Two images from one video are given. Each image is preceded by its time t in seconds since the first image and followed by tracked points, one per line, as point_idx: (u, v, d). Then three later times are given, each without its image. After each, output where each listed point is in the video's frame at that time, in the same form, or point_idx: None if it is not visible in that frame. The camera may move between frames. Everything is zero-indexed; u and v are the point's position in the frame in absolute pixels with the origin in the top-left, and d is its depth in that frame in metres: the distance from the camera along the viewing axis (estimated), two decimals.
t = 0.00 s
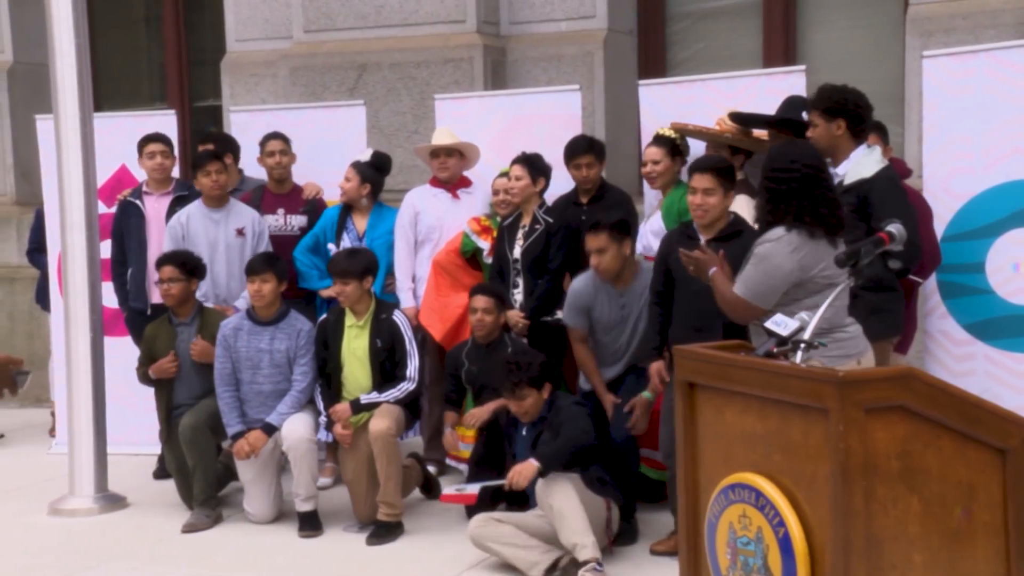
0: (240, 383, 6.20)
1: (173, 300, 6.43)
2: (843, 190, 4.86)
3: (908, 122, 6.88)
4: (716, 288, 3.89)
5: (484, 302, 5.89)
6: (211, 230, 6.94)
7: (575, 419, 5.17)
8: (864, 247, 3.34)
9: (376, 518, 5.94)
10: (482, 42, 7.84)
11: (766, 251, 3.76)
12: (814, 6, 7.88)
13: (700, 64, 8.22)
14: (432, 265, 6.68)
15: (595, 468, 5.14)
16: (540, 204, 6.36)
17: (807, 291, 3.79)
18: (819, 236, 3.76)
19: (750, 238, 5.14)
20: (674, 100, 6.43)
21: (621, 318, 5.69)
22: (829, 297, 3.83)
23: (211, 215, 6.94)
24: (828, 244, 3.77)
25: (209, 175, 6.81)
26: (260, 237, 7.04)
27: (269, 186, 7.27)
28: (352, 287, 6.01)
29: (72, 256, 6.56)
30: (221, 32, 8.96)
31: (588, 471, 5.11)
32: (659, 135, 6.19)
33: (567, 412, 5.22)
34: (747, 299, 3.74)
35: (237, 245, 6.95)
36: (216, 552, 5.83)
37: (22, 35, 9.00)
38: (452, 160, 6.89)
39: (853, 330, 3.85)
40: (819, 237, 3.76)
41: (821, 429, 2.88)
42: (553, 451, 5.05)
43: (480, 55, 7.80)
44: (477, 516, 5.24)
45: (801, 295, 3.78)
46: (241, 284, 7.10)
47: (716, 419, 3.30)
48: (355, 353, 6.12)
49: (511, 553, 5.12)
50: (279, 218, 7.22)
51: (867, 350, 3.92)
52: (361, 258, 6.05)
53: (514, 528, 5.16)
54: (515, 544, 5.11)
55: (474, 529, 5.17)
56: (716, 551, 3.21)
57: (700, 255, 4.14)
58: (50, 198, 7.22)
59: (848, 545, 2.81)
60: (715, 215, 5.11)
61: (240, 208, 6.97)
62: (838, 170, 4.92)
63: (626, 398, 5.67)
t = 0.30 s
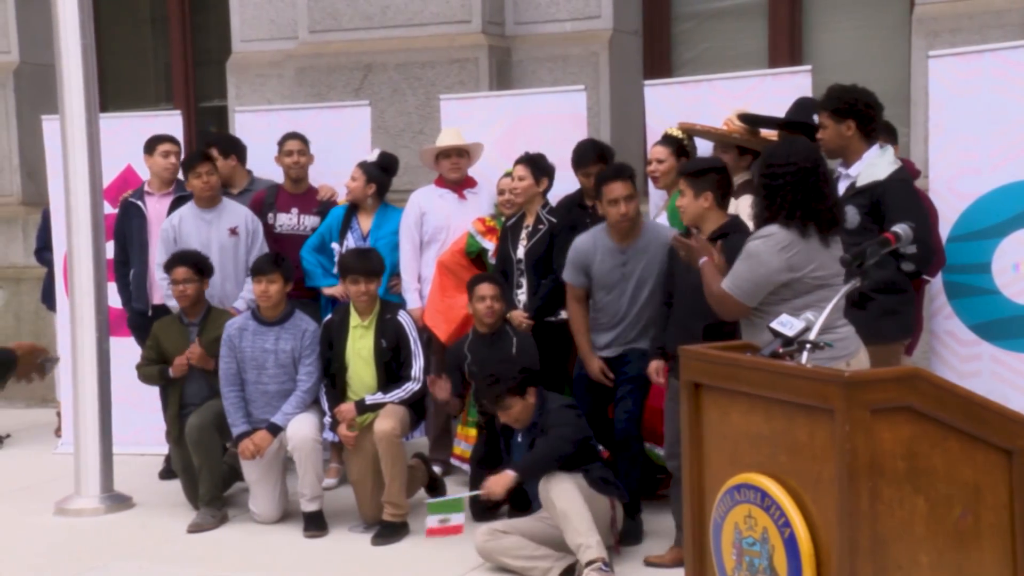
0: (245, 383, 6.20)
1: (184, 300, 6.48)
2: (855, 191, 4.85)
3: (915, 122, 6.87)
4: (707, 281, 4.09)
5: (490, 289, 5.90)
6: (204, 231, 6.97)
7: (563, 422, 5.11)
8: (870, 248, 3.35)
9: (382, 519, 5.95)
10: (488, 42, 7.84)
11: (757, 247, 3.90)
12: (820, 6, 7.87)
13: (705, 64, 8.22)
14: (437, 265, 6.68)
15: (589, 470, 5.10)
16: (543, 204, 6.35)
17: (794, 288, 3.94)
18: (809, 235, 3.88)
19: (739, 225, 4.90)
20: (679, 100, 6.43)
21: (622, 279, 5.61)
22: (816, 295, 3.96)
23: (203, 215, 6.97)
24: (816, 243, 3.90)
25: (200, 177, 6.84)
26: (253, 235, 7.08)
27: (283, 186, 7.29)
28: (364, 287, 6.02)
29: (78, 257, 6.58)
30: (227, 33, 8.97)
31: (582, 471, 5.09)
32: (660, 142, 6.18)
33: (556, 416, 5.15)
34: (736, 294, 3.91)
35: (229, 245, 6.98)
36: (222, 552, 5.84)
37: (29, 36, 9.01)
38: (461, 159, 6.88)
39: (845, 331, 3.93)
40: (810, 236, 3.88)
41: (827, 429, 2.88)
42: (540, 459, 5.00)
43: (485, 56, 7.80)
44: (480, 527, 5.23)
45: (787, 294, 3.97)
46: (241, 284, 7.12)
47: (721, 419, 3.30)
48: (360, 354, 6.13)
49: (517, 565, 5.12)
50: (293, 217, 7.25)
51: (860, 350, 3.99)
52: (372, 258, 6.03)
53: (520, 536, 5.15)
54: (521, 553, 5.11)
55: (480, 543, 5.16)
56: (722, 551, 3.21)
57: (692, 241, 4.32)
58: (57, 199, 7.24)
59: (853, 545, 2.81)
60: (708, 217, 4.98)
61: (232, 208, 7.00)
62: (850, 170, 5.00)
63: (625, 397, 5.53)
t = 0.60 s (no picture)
0: (248, 385, 6.20)
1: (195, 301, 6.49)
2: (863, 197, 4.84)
3: (918, 123, 6.86)
4: (711, 276, 4.08)
5: (486, 275, 5.91)
6: (192, 233, 6.96)
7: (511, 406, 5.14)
8: (875, 248, 3.35)
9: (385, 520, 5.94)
10: (491, 43, 7.84)
11: (764, 246, 3.88)
12: (824, 7, 7.87)
13: (708, 65, 8.22)
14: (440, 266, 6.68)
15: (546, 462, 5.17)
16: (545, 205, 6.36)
17: (797, 290, 3.95)
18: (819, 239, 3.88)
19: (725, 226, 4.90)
20: (682, 101, 6.43)
21: (612, 256, 5.56)
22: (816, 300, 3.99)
23: (190, 219, 6.97)
24: (825, 249, 3.91)
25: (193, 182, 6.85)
26: (241, 234, 7.09)
27: (282, 187, 7.27)
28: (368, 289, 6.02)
29: (82, 258, 6.59)
30: (231, 35, 8.99)
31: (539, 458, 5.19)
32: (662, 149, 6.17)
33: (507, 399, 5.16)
34: (739, 292, 3.92)
35: (219, 246, 6.98)
36: (225, 553, 5.84)
37: (33, 37, 9.03)
38: (465, 161, 6.88)
39: (843, 339, 3.95)
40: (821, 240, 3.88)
41: (830, 430, 2.87)
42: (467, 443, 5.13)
43: (488, 56, 7.81)
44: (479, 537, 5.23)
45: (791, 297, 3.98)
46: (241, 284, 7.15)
47: (725, 420, 3.29)
48: (364, 355, 6.14)
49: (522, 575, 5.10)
50: (295, 217, 7.22)
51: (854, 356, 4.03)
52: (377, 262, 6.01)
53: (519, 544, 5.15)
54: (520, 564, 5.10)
55: (481, 557, 5.15)
56: (726, 552, 3.21)
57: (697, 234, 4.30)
58: (61, 199, 7.25)
59: (857, 546, 2.81)
60: (695, 219, 4.97)
61: (219, 208, 7.02)
62: (858, 175, 4.93)
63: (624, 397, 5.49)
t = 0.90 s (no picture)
0: (254, 389, 6.20)
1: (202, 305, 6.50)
2: (868, 202, 4.84)
3: (924, 125, 6.85)
4: (712, 278, 4.05)
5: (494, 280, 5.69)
6: (189, 236, 7.00)
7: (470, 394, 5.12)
8: (881, 251, 3.35)
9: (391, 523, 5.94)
10: (497, 46, 7.84)
11: (773, 246, 3.88)
12: (830, 9, 7.86)
13: (713, 68, 8.22)
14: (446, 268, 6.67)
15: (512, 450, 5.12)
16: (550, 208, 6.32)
17: (804, 295, 3.95)
18: (828, 240, 3.89)
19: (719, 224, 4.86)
20: (687, 104, 6.42)
21: (599, 252, 5.53)
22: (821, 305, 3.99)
23: (187, 222, 7.01)
24: (834, 252, 3.92)
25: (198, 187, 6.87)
26: (239, 235, 7.13)
27: (276, 192, 7.29)
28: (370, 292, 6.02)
29: (88, 261, 6.60)
30: (237, 37, 9.00)
31: (508, 443, 5.15)
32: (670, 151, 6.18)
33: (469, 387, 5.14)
34: (749, 295, 3.91)
35: (217, 247, 7.01)
36: (231, 556, 5.85)
37: (39, 40, 9.05)
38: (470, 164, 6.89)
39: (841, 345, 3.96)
40: (830, 242, 3.89)
41: (837, 433, 2.87)
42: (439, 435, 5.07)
43: (494, 59, 7.81)
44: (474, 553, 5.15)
45: (797, 301, 3.98)
46: (241, 287, 7.17)
47: (731, 422, 3.29)
48: (369, 358, 6.15)
49: None
50: (290, 220, 7.25)
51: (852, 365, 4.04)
52: (382, 264, 6.02)
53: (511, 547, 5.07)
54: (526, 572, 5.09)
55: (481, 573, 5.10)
56: (732, 555, 3.20)
57: (692, 236, 4.25)
58: (67, 202, 7.26)
59: (864, 550, 2.80)
60: (692, 221, 4.99)
61: (216, 210, 7.06)
62: (861, 179, 4.91)
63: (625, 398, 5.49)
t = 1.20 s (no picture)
0: (263, 394, 6.26)
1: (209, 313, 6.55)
2: (869, 203, 4.79)
3: (930, 131, 6.89)
4: (700, 287, 4.15)
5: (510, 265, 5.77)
6: (196, 242, 7.08)
7: (479, 362, 5.19)
8: (887, 257, 3.38)
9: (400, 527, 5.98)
10: (505, 52, 7.89)
11: (763, 253, 4.05)
12: (836, 16, 7.90)
13: (720, 74, 8.26)
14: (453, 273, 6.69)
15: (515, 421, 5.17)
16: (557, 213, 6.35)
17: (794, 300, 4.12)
18: (817, 245, 4.07)
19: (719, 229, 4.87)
20: (694, 109, 6.46)
21: (581, 255, 5.45)
22: (809, 310, 4.16)
23: (194, 227, 7.10)
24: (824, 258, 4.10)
25: (199, 196, 6.95)
26: (245, 243, 7.19)
27: (283, 198, 7.29)
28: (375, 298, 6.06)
29: (99, 267, 6.65)
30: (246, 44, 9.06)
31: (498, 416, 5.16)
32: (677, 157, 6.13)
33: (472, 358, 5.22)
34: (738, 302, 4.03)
35: (223, 254, 7.08)
36: (241, 559, 5.89)
37: (51, 46, 9.10)
38: (475, 171, 6.91)
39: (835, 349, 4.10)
40: (818, 248, 4.07)
41: (844, 438, 2.90)
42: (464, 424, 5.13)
43: (502, 65, 7.86)
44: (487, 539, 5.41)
45: (785, 307, 4.16)
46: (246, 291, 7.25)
47: (738, 426, 3.32)
48: (377, 364, 6.18)
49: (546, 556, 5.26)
50: (295, 226, 7.24)
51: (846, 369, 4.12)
52: (387, 269, 6.06)
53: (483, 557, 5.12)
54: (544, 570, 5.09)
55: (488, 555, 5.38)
56: (739, 559, 3.23)
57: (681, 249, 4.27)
58: (78, 208, 7.32)
59: (870, 554, 2.83)
60: (683, 227, 4.99)
61: (223, 218, 7.14)
62: (861, 182, 4.98)
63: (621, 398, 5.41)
